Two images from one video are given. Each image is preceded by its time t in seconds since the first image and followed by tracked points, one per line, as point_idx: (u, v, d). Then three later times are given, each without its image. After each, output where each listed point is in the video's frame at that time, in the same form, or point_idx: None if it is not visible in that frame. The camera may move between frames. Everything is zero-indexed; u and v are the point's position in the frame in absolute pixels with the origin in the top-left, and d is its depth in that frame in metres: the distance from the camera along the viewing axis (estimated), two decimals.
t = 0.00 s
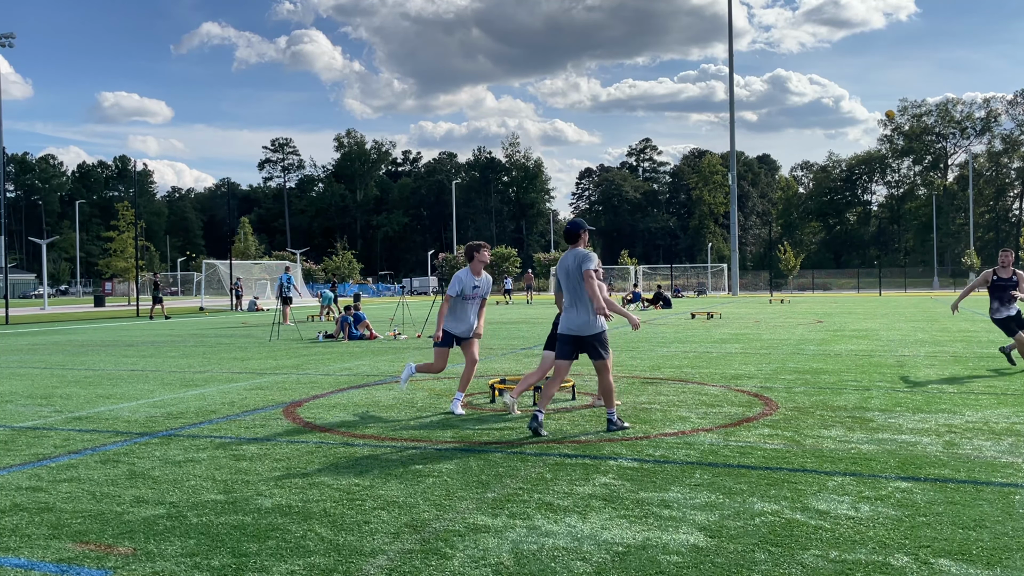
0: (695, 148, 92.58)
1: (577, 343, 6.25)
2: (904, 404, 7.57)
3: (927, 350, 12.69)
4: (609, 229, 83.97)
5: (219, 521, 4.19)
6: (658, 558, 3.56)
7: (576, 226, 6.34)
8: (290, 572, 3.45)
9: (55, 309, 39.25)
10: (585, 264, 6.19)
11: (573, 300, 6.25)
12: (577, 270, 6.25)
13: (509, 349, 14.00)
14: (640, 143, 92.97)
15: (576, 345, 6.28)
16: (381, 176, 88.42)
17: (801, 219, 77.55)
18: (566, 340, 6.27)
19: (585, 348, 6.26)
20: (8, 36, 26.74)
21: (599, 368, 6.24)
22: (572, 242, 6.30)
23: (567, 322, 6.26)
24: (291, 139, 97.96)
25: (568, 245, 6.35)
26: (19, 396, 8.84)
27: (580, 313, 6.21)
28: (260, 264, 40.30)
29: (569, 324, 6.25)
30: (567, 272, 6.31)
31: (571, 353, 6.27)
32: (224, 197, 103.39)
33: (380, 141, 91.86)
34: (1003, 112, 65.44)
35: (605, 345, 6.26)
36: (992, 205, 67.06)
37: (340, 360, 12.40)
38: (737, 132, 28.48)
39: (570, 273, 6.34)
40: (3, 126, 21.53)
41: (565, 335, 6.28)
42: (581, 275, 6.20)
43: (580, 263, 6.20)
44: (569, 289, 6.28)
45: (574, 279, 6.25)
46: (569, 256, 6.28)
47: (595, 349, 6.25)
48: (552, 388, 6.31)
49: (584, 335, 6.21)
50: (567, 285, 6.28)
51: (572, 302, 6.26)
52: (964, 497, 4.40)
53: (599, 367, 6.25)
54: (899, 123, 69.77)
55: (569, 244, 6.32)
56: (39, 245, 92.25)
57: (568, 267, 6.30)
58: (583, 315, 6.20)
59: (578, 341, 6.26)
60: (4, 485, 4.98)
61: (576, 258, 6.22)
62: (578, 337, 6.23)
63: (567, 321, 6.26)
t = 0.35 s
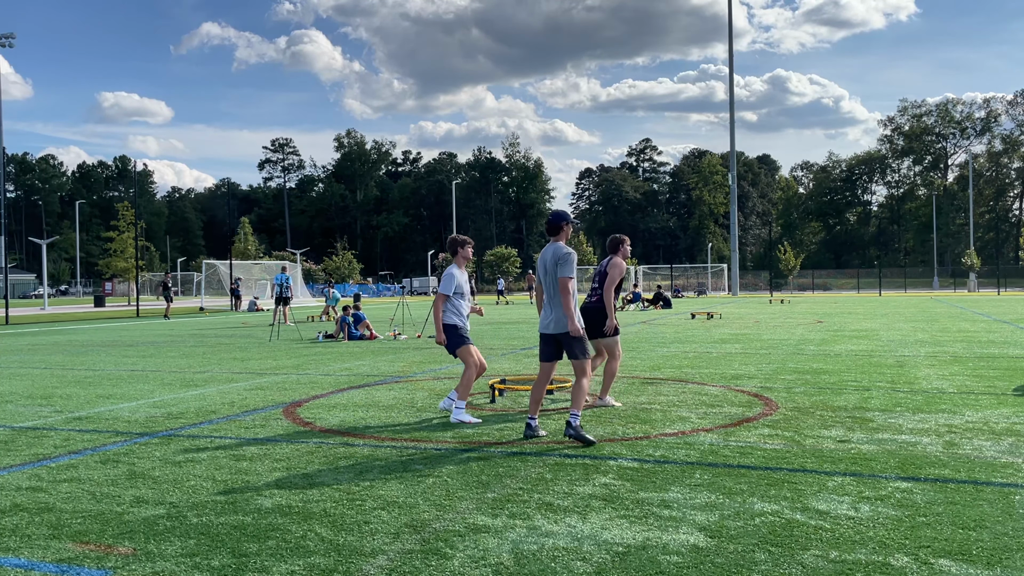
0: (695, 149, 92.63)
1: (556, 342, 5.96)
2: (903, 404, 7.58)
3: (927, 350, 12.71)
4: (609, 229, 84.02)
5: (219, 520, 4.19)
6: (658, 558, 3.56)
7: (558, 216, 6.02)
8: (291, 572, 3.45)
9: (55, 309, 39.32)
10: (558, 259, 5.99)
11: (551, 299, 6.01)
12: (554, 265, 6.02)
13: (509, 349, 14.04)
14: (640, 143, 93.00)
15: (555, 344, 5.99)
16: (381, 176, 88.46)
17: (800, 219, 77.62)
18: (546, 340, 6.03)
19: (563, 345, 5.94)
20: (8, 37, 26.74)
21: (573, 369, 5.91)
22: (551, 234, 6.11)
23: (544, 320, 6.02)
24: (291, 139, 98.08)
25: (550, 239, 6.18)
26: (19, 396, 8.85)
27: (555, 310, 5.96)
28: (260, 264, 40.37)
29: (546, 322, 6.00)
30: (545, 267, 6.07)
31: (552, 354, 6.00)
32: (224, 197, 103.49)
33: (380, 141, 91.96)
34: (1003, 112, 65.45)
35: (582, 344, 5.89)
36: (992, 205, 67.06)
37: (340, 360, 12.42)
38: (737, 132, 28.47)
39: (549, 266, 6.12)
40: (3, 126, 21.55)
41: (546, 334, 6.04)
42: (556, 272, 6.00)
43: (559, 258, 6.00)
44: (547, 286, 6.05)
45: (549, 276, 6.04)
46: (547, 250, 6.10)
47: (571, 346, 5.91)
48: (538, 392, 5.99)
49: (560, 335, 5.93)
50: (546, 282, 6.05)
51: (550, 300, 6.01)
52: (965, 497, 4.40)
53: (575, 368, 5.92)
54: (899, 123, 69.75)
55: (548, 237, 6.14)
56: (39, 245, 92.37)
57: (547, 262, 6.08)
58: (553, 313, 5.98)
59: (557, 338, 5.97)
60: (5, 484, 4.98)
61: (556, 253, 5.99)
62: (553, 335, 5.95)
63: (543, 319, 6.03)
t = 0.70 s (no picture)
0: (695, 149, 92.73)
1: (547, 346, 5.76)
2: (904, 404, 7.58)
3: (927, 350, 12.73)
4: (609, 229, 84.09)
5: (219, 520, 4.19)
6: (658, 558, 3.56)
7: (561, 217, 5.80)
8: (291, 572, 3.45)
9: (55, 309, 39.36)
10: (562, 261, 5.76)
11: (550, 301, 5.78)
12: (556, 266, 5.80)
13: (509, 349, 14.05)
14: (640, 143, 93.09)
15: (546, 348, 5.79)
16: (381, 176, 88.49)
17: (800, 219, 77.69)
18: (537, 343, 5.82)
19: (553, 351, 5.73)
20: (8, 36, 26.75)
21: (552, 378, 5.62)
22: (552, 232, 5.88)
23: (538, 322, 5.79)
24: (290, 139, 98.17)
25: (548, 239, 5.96)
26: (19, 396, 8.86)
27: (550, 315, 5.75)
28: (260, 264, 40.41)
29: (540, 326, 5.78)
30: (545, 269, 5.83)
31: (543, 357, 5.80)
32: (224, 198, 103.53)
33: (380, 141, 91.98)
34: (1003, 112, 65.50)
35: (574, 353, 5.71)
36: (992, 205, 67.08)
37: (341, 360, 12.43)
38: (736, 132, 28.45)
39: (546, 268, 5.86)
40: (2, 126, 21.53)
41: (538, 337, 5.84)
42: (559, 275, 5.79)
43: (563, 261, 5.78)
44: (546, 289, 5.82)
45: (551, 277, 5.80)
46: (548, 248, 5.85)
47: (561, 353, 5.70)
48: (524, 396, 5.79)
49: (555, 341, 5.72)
50: (547, 283, 5.80)
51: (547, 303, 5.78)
52: (965, 497, 4.40)
53: (553, 376, 5.64)
54: (899, 123, 69.80)
55: (549, 236, 5.89)
56: (39, 245, 92.43)
57: (547, 262, 5.83)
58: (554, 317, 5.73)
59: (548, 342, 5.76)
60: (5, 485, 4.98)
61: (560, 253, 5.78)
62: (547, 339, 5.73)
63: (538, 321, 5.80)
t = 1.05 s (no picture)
0: (695, 149, 92.74)
1: (537, 348, 5.59)
2: (904, 404, 7.58)
3: (927, 350, 12.74)
4: (609, 229, 84.10)
5: (219, 521, 4.19)
6: (658, 559, 3.56)
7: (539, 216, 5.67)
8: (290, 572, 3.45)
9: (55, 309, 39.38)
10: (544, 260, 5.61)
11: (536, 302, 5.62)
12: (538, 266, 5.64)
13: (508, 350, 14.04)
14: (640, 143, 93.13)
15: (536, 351, 5.61)
16: (381, 176, 88.49)
17: (800, 218, 77.68)
18: (523, 346, 5.63)
19: (544, 353, 5.58)
20: (8, 36, 26.75)
21: (547, 379, 5.47)
22: (527, 232, 5.69)
23: (525, 325, 5.61)
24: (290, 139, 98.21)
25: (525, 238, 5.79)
26: (19, 396, 8.86)
27: (539, 317, 5.59)
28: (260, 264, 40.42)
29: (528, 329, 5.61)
30: (528, 270, 5.65)
31: (533, 362, 5.58)
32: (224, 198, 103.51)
33: (379, 141, 91.99)
34: (1003, 112, 65.48)
35: (568, 353, 5.58)
36: (992, 205, 67.02)
37: (341, 360, 12.43)
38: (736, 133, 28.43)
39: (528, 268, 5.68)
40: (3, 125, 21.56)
41: (524, 341, 5.65)
42: (544, 275, 5.63)
43: (547, 262, 5.63)
44: (530, 291, 5.64)
45: (535, 277, 5.62)
46: (527, 248, 5.68)
47: (552, 356, 5.55)
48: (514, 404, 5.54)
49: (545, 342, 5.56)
50: (531, 285, 5.63)
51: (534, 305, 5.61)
52: (965, 498, 4.40)
53: (549, 377, 5.51)
54: (899, 123, 69.78)
55: (526, 236, 5.72)
56: (38, 245, 92.41)
57: (530, 264, 5.66)
58: (546, 318, 5.57)
59: (537, 345, 5.60)
60: (5, 485, 4.98)
61: (543, 253, 5.62)
62: (536, 342, 5.57)
63: (525, 324, 5.63)
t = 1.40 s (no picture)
0: (696, 149, 92.75)
1: (503, 353, 5.30)
2: (904, 404, 7.58)
3: (927, 350, 12.73)
4: (609, 229, 84.10)
5: (219, 521, 4.19)
6: (658, 558, 3.56)
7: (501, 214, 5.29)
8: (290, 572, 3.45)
9: (55, 309, 39.41)
10: (508, 260, 5.24)
11: (502, 304, 5.30)
12: (503, 266, 5.27)
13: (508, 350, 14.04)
14: (640, 143, 93.17)
15: (503, 356, 5.32)
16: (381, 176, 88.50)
17: (800, 218, 77.63)
18: (489, 350, 5.33)
19: (511, 358, 5.29)
20: (8, 37, 26.76)
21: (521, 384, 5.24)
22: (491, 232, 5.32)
23: (489, 329, 5.31)
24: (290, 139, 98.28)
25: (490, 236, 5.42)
26: (19, 396, 8.86)
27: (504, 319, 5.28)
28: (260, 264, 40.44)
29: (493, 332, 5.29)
30: (491, 272, 5.30)
31: (501, 368, 5.29)
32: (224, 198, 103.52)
33: (379, 141, 91.96)
34: (1003, 112, 65.46)
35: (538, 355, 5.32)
36: (992, 205, 66.94)
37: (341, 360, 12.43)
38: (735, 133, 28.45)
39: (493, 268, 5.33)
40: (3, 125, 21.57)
41: (489, 344, 5.34)
42: (505, 275, 5.26)
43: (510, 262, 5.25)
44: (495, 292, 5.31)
45: (498, 279, 5.28)
46: (491, 248, 5.32)
47: (522, 360, 5.27)
48: (496, 411, 5.31)
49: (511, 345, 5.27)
50: (494, 287, 5.29)
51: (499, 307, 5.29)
52: (965, 497, 4.39)
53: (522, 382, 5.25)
54: (899, 123, 69.76)
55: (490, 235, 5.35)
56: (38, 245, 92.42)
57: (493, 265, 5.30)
58: (510, 320, 5.26)
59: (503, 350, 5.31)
60: (4, 485, 4.98)
61: (505, 254, 5.26)
62: (502, 346, 5.27)
63: (490, 327, 5.32)
